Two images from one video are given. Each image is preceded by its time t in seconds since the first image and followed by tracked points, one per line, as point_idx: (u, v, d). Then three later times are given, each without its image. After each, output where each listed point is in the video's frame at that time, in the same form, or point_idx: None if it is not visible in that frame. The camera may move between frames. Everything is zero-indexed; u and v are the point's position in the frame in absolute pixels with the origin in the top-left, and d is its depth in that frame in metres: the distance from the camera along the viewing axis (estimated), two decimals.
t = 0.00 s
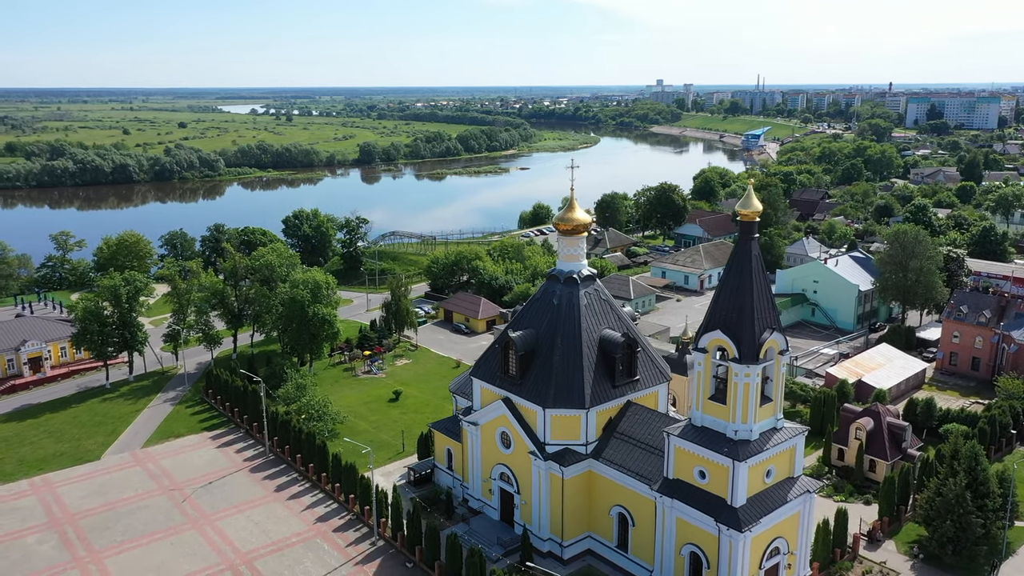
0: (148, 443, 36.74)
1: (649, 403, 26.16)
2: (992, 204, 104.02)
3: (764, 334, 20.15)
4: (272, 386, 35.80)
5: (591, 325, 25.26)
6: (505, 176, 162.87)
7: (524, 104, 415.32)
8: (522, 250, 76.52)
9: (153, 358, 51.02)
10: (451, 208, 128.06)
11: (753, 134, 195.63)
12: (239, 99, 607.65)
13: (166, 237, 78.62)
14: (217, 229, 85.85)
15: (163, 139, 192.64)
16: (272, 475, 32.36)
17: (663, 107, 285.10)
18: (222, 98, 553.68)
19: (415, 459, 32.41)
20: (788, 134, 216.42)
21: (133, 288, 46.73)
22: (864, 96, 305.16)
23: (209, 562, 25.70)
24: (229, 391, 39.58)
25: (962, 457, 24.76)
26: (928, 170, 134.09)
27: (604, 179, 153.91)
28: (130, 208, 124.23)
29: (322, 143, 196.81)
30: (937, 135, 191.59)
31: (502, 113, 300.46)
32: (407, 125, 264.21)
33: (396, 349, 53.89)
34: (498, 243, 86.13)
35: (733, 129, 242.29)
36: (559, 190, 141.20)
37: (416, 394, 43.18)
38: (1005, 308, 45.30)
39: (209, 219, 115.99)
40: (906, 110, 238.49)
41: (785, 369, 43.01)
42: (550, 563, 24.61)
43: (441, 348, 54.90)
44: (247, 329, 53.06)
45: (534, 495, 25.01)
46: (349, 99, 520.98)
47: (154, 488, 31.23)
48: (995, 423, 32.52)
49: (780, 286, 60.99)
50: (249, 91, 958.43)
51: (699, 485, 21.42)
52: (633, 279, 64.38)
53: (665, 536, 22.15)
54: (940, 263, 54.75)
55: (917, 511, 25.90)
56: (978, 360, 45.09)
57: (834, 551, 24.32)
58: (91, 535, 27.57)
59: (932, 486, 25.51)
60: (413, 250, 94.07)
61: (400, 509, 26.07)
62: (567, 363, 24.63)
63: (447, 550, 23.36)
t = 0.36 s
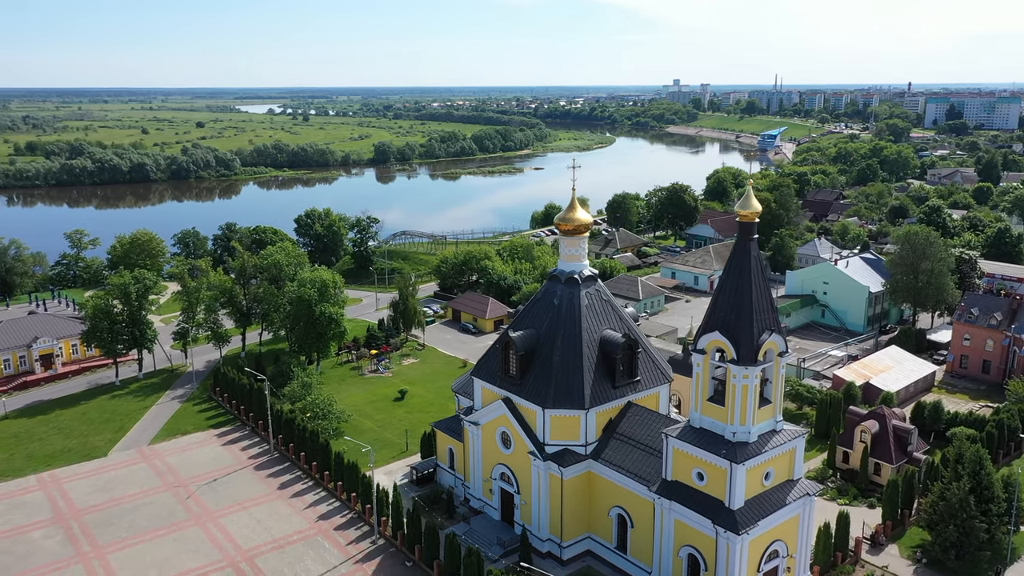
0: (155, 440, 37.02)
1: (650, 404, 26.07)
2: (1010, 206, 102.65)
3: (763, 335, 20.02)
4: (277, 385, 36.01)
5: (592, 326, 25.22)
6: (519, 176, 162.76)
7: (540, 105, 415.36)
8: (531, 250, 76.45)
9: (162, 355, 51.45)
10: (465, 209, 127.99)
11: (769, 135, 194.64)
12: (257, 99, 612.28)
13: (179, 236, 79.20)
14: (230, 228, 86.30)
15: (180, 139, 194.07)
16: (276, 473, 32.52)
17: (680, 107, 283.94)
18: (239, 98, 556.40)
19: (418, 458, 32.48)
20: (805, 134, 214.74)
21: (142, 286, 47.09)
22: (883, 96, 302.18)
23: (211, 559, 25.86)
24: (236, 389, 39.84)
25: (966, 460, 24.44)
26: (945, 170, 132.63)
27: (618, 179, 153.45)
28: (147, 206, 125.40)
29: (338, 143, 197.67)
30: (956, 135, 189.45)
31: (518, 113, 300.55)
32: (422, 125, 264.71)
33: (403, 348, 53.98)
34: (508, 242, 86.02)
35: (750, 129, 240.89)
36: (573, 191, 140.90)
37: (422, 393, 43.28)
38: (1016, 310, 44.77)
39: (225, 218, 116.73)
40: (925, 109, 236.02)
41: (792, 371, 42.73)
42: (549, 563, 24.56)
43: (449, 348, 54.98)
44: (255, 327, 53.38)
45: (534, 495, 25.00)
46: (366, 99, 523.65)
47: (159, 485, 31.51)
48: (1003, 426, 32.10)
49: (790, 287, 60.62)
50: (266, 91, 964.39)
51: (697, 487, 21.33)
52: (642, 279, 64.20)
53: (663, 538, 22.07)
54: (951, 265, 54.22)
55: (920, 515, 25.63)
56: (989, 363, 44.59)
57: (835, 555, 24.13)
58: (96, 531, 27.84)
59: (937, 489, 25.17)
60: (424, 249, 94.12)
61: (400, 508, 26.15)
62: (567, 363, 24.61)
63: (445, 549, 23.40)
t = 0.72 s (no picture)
0: (162, 437, 37.35)
1: (651, 404, 25.99)
2: None
3: (761, 336, 19.92)
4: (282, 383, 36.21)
5: (593, 326, 25.19)
6: (533, 176, 162.57)
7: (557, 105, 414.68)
8: (541, 250, 76.32)
9: (172, 353, 51.88)
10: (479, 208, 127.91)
11: (785, 136, 193.42)
12: (274, 98, 615.48)
13: (191, 235, 79.70)
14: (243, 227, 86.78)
15: (197, 138, 195.21)
16: (280, 471, 32.71)
17: (696, 107, 282.50)
18: (257, 99, 559.08)
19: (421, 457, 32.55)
20: (822, 134, 213.10)
21: (152, 284, 47.49)
22: (902, 95, 299.07)
23: (212, 556, 26.04)
24: (242, 387, 40.12)
25: (971, 465, 24.20)
26: (963, 171, 131.14)
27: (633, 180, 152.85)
28: (163, 205, 126.38)
29: (354, 143, 198.24)
30: (977, 135, 187.30)
31: (534, 113, 300.23)
32: (437, 125, 264.84)
33: (410, 347, 54.12)
34: (518, 242, 85.93)
35: (766, 129, 239.34)
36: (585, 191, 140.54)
37: (428, 393, 43.39)
38: None
39: (240, 217, 117.30)
40: (945, 110, 233.46)
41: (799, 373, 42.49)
42: (548, 564, 24.53)
43: (456, 347, 55.03)
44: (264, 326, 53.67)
45: (533, 495, 24.98)
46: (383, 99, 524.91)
47: (164, 482, 31.78)
48: (1011, 431, 31.75)
49: (800, 288, 60.23)
50: (282, 91, 969.25)
51: (695, 489, 21.25)
52: (651, 280, 64.01)
53: (661, 540, 21.99)
54: (963, 267, 53.64)
55: (924, 520, 25.40)
56: (1000, 366, 44.12)
57: (836, 559, 23.98)
58: (100, 527, 28.12)
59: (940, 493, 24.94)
60: (434, 249, 94.16)
61: (401, 507, 26.21)
62: (567, 364, 24.59)
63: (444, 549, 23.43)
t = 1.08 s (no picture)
0: (168, 434, 37.66)
1: (652, 406, 25.92)
2: None
3: (760, 338, 19.81)
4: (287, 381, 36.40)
5: (593, 327, 25.14)
6: (547, 176, 162.40)
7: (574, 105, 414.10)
8: (550, 250, 76.25)
9: (182, 351, 52.31)
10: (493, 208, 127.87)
11: (802, 136, 192.13)
12: (290, 98, 617.67)
13: (204, 234, 80.23)
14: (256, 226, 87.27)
15: (214, 138, 196.64)
16: (284, 469, 32.90)
17: (712, 107, 281.03)
18: (273, 100, 560.34)
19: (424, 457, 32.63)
20: (839, 134, 211.41)
21: (161, 282, 47.92)
22: (921, 95, 296.04)
23: (214, 553, 26.21)
24: (249, 385, 40.38)
25: (975, 470, 23.92)
26: (982, 171, 129.61)
27: (647, 180, 152.33)
28: (180, 204, 127.49)
29: (369, 142, 198.94)
30: (997, 135, 185.13)
31: (549, 113, 299.97)
32: (452, 125, 265.19)
33: (418, 347, 54.22)
34: (529, 242, 85.86)
35: (783, 129, 237.79)
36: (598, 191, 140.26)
37: (433, 392, 43.48)
38: None
39: (256, 216, 117.93)
40: (965, 110, 230.89)
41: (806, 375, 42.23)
42: (547, 564, 24.52)
43: (463, 347, 55.10)
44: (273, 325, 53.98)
45: (533, 496, 24.97)
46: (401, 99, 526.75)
47: (169, 479, 32.03)
48: (1019, 435, 31.37)
49: (810, 289, 59.82)
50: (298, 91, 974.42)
51: (693, 491, 21.17)
52: (660, 281, 63.81)
53: (659, 541, 21.94)
54: (975, 269, 53.02)
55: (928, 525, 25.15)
56: (1011, 370, 43.62)
57: (837, 563, 23.81)
58: (105, 523, 28.39)
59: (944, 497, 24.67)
60: (444, 249, 94.24)
61: (401, 506, 26.29)
62: (567, 364, 24.56)
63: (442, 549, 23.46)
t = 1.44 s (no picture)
0: (175, 432, 37.95)
1: (652, 407, 25.86)
2: None
3: (758, 340, 19.72)
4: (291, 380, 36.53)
5: (594, 327, 25.08)
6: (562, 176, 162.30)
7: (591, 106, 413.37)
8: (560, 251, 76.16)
9: (191, 349, 52.69)
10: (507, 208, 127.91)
11: (819, 136, 190.78)
12: (308, 98, 623.13)
13: (217, 233, 80.76)
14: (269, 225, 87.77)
15: (231, 138, 197.81)
16: (287, 467, 33.06)
17: (728, 106, 279.54)
18: (290, 100, 562.75)
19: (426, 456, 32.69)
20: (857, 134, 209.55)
21: (171, 281, 48.25)
22: (942, 95, 292.85)
23: (215, 550, 26.39)
24: (255, 383, 40.64)
25: (979, 475, 23.65)
26: (1001, 172, 127.95)
27: (661, 180, 151.85)
28: (197, 203, 128.43)
29: (385, 142, 199.64)
30: (1017, 136, 182.84)
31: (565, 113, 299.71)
32: (467, 125, 265.51)
33: (425, 346, 54.28)
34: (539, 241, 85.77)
35: (800, 130, 236.15)
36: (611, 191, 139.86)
37: (438, 392, 43.53)
38: None
39: (272, 216, 118.60)
40: (985, 110, 228.23)
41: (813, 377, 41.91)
42: (546, 565, 24.50)
43: (470, 347, 55.16)
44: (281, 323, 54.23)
45: (532, 496, 24.94)
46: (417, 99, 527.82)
47: (174, 476, 32.29)
48: None
49: (820, 291, 59.38)
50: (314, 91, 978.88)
51: (690, 493, 21.09)
52: (668, 281, 63.56)
53: (657, 543, 21.86)
54: (987, 271, 52.34)
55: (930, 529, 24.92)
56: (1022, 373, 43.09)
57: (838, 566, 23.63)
58: (109, 519, 28.64)
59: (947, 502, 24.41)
60: (455, 248, 94.38)
61: (401, 506, 26.35)
62: (567, 365, 24.54)
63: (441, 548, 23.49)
